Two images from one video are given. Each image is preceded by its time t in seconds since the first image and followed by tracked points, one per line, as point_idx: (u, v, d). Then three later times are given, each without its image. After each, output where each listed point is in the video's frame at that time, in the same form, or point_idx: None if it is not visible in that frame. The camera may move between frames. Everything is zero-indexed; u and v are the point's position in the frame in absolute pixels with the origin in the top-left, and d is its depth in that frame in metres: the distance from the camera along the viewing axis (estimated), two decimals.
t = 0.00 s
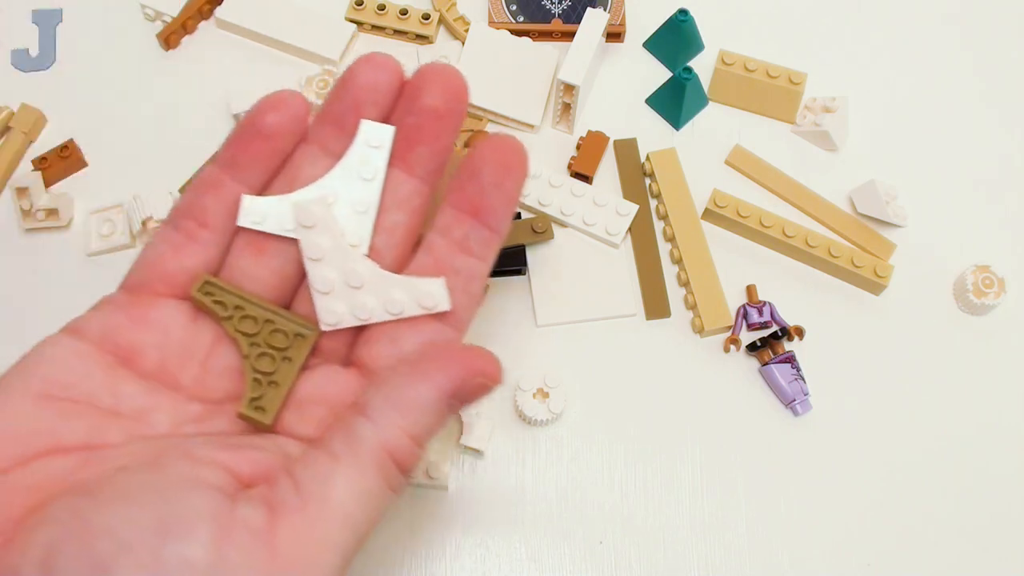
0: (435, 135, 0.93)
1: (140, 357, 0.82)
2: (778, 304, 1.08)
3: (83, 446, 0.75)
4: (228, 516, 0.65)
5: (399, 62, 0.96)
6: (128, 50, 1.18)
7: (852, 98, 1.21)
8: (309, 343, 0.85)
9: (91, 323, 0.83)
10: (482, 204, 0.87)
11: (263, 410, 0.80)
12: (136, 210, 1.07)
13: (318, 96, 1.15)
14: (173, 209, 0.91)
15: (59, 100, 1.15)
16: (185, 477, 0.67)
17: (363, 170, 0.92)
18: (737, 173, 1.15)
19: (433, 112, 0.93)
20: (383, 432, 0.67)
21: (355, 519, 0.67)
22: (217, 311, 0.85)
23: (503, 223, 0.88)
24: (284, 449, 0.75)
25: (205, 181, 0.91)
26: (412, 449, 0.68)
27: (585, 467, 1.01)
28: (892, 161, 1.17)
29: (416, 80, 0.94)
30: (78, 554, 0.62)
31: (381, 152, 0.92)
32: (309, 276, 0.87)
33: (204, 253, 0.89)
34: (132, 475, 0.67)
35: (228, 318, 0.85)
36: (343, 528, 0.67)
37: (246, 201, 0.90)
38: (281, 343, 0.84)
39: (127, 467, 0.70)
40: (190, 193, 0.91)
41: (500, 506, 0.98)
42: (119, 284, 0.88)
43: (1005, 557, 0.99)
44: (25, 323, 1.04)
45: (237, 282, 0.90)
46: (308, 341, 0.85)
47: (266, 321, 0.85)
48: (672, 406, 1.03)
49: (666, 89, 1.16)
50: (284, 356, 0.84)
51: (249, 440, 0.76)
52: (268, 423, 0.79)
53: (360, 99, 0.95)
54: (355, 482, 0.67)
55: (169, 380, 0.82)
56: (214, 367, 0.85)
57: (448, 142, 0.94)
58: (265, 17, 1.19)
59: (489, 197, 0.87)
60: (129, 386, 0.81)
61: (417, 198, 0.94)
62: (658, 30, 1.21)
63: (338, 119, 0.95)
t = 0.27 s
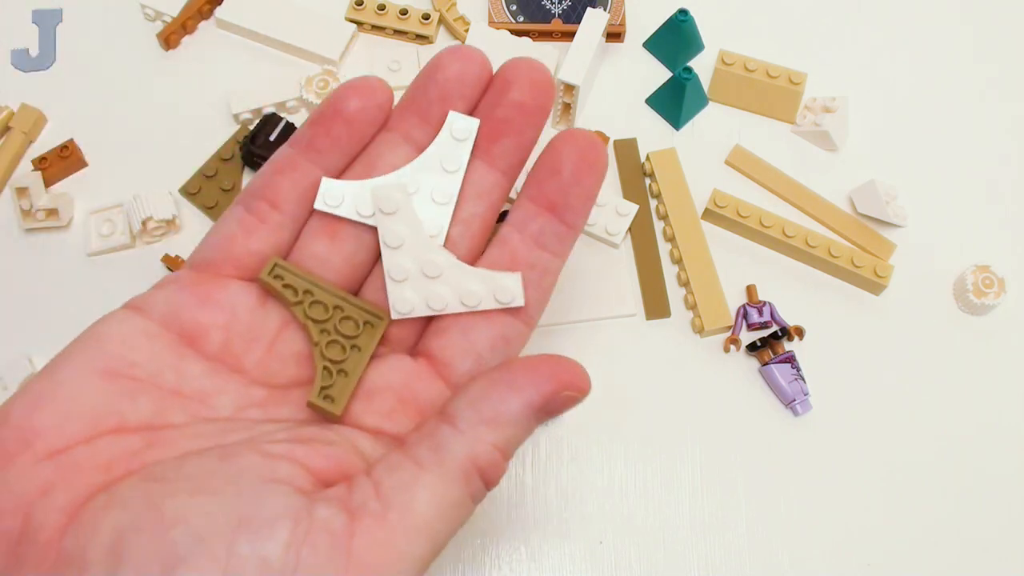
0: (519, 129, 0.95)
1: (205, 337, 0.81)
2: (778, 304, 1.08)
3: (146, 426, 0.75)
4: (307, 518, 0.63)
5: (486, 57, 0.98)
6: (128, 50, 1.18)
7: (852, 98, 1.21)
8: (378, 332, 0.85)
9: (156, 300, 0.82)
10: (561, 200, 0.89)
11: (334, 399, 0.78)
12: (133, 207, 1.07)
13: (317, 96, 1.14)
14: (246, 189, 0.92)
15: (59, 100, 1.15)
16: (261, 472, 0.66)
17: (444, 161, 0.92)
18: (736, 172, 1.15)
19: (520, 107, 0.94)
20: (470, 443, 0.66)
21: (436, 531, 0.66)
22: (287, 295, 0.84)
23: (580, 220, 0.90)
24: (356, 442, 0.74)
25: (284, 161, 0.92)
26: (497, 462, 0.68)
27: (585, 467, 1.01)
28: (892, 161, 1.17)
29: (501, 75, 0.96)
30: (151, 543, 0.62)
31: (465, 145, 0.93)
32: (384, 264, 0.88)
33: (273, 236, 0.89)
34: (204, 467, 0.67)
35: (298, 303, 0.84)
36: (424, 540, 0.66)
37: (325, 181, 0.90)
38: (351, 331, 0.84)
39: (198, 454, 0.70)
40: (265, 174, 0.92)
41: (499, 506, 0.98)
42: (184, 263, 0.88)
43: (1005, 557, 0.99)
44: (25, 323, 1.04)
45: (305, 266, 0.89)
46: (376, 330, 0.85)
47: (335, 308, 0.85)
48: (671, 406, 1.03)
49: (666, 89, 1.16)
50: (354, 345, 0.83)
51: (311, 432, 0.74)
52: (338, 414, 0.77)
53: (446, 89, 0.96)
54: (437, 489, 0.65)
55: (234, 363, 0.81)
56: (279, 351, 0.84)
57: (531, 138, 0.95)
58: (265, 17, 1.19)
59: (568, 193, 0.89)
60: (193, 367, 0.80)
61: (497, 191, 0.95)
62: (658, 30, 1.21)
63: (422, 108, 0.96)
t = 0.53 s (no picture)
0: (482, 155, 0.95)
1: (165, 378, 0.81)
2: (778, 304, 1.08)
3: (107, 468, 0.74)
4: (263, 563, 0.63)
5: (449, 87, 0.98)
6: (128, 50, 1.18)
7: (852, 98, 1.21)
8: (342, 367, 0.84)
9: (118, 341, 0.82)
10: (524, 225, 0.90)
11: (293, 438, 0.78)
12: (133, 207, 1.07)
13: (317, 96, 1.14)
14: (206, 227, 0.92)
15: (59, 100, 1.15)
16: (217, 515, 0.66)
17: (405, 191, 0.93)
18: (736, 172, 1.15)
19: (484, 133, 0.95)
20: (431, 483, 0.66)
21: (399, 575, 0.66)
22: (247, 333, 0.84)
23: (544, 246, 0.91)
24: (316, 483, 0.73)
25: (242, 196, 0.91)
26: (460, 502, 0.68)
27: (585, 467, 1.01)
28: (892, 161, 1.17)
29: (463, 101, 0.96)
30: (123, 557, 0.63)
31: (426, 173, 0.94)
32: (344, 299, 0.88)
33: (234, 272, 0.89)
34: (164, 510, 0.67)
35: (259, 342, 0.84)
36: None
37: (284, 214, 0.90)
38: (313, 367, 0.84)
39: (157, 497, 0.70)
40: (223, 209, 0.91)
41: (499, 506, 0.98)
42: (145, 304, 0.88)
43: (1005, 557, 0.99)
44: (25, 323, 1.04)
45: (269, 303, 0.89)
46: (340, 365, 0.84)
47: (297, 344, 0.85)
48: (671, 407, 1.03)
49: (666, 90, 1.16)
50: (315, 381, 0.83)
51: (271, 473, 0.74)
52: (298, 454, 0.77)
53: (408, 117, 0.96)
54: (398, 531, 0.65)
55: (195, 403, 0.81)
56: (241, 390, 0.84)
57: (494, 164, 0.96)
58: (265, 17, 1.19)
59: (530, 218, 0.90)
60: (153, 407, 0.80)
61: (460, 218, 0.95)
62: (658, 30, 1.21)
63: (384, 136, 0.96)
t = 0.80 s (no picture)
0: (473, 132, 0.95)
1: (156, 355, 0.81)
2: (778, 304, 1.08)
3: (96, 444, 0.76)
4: (250, 532, 0.63)
5: (437, 66, 0.98)
6: (128, 50, 1.18)
7: (852, 98, 1.21)
8: (333, 343, 0.84)
9: (109, 319, 0.82)
10: (516, 202, 0.89)
11: (284, 414, 0.78)
12: (133, 206, 1.07)
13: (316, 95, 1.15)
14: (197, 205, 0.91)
15: (59, 100, 1.15)
16: (206, 485, 0.66)
17: (396, 168, 0.93)
18: (736, 172, 1.15)
19: (474, 111, 0.95)
20: (418, 449, 0.66)
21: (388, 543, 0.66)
22: (237, 309, 0.84)
23: (535, 222, 0.90)
24: (308, 457, 0.74)
25: (234, 174, 0.91)
26: (449, 469, 0.68)
27: (585, 467, 1.01)
28: (892, 161, 1.17)
29: (455, 81, 0.96)
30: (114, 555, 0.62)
31: (416, 150, 0.94)
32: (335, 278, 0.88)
33: (226, 250, 0.89)
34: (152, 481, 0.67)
35: (249, 318, 0.84)
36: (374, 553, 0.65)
37: (273, 191, 0.90)
38: (304, 343, 0.84)
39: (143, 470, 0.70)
40: (215, 187, 0.91)
41: (499, 507, 0.98)
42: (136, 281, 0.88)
43: (1005, 557, 0.99)
44: (25, 324, 1.04)
45: (262, 279, 0.89)
46: (331, 341, 0.84)
47: (288, 321, 0.85)
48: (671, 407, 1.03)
49: (665, 89, 1.16)
50: (306, 357, 0.83)
51: (260, 448, 0.74)
52: (288, 429, 0.77)
53: (398, 96, 0.96)
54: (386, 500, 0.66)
55: (185, 379, 0.81)
56: (232, 366, 0.84)
57: (485, 141, 0.96)
58: (265, 17, 1.19)
59: (523, 196, 0.89)
60: (142, 383, 0.80)
61: (451, 196, 0.95)
62: (658, 30, 1.21)
63: (373, 115, 0.96)
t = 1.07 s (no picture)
0: (488, 125, 0.95)
1: (160, 363, 0.82)
2: (778, 304, 1.08)
3: (99, 460, 0.75)
4: (262, 553, 0.64)
5: (446, 60, 0.99)
6: (128, 50, 1.18)
7: (852, 98, 1.21)
8: (341, 344, 0.84)
9: (109, 328, 0.83)
10: (531, 197, 0.89)
11: (289, 418, 0.78)
12: (133, 207, 1.07)
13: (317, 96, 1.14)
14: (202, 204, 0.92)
15: (59, 100, 1.15)
16: (214, 503, 0.66)
17: (405, 160, 0.93)
18: (736, 172, 1.15)
19: (487, 103, 0.95)
20: (433, 466, 0.66)
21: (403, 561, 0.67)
22: (243, 311, 0.84)
23: (550, 217, 0.90)
24: (317, 471, 0.74)
25: (239, 173, 0.92)
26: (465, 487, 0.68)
27: (585, 468, 1.01)
28: (892, 161, 1.17)
29: (464, 76, 0.96)
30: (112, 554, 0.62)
31: (425, 143, 0.94)
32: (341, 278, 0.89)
33: (229, 253, 0.89)
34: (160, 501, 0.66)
35: (255, 321, 0.84)
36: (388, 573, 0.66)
37: (281, 187, 0.90)
38: (311, 345, 0.83)
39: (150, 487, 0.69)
40: (218, 186, 0.92)
41: (500, 507, 0.98)
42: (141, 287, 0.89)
43: (1005, 557, 0.99)
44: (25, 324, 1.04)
45: (267, 279, 0.89)
46: (339, 342, 0.84)
47: (295, 322, 0.85)
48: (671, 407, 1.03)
49: (665, 89, 1.16)
50: (313, 359, 0.83)
51: (268, 463, 0.74)
52: (294, 433, 0.77)
53: (407, 90, 0.97)
54: (401, 519, 0.66)
55: (190, 386, 0.82)
56: (238, 371, 0.84)
57: (498, 134, 0.96)
58: (265, 17, 1.19)
59: (538, 192, 0.89)
60: (145, 395, 0.80)
61: (464, 188, 0.96)
62: (658, 30, 1.21)
63: (383, 109, 0.97)
